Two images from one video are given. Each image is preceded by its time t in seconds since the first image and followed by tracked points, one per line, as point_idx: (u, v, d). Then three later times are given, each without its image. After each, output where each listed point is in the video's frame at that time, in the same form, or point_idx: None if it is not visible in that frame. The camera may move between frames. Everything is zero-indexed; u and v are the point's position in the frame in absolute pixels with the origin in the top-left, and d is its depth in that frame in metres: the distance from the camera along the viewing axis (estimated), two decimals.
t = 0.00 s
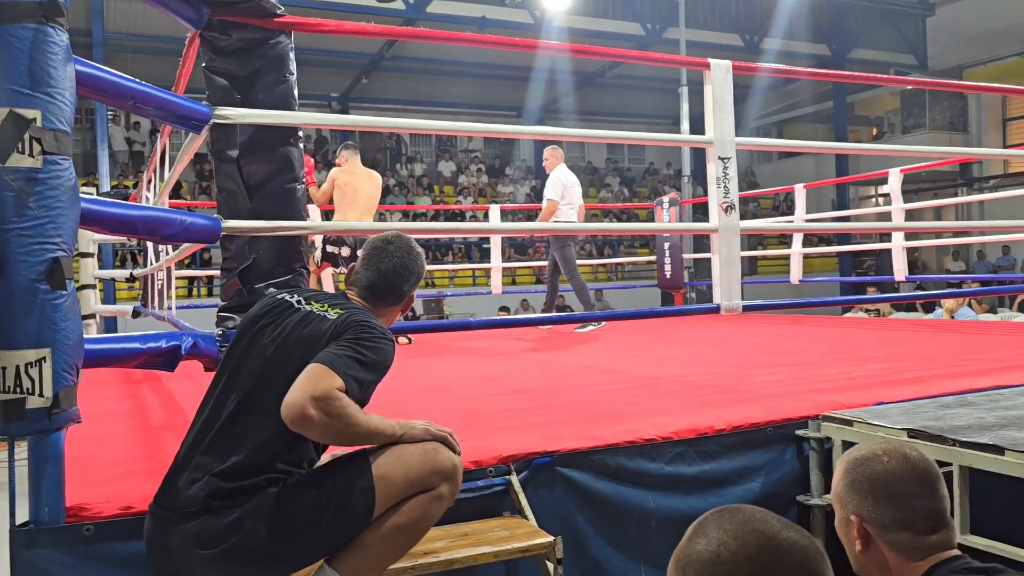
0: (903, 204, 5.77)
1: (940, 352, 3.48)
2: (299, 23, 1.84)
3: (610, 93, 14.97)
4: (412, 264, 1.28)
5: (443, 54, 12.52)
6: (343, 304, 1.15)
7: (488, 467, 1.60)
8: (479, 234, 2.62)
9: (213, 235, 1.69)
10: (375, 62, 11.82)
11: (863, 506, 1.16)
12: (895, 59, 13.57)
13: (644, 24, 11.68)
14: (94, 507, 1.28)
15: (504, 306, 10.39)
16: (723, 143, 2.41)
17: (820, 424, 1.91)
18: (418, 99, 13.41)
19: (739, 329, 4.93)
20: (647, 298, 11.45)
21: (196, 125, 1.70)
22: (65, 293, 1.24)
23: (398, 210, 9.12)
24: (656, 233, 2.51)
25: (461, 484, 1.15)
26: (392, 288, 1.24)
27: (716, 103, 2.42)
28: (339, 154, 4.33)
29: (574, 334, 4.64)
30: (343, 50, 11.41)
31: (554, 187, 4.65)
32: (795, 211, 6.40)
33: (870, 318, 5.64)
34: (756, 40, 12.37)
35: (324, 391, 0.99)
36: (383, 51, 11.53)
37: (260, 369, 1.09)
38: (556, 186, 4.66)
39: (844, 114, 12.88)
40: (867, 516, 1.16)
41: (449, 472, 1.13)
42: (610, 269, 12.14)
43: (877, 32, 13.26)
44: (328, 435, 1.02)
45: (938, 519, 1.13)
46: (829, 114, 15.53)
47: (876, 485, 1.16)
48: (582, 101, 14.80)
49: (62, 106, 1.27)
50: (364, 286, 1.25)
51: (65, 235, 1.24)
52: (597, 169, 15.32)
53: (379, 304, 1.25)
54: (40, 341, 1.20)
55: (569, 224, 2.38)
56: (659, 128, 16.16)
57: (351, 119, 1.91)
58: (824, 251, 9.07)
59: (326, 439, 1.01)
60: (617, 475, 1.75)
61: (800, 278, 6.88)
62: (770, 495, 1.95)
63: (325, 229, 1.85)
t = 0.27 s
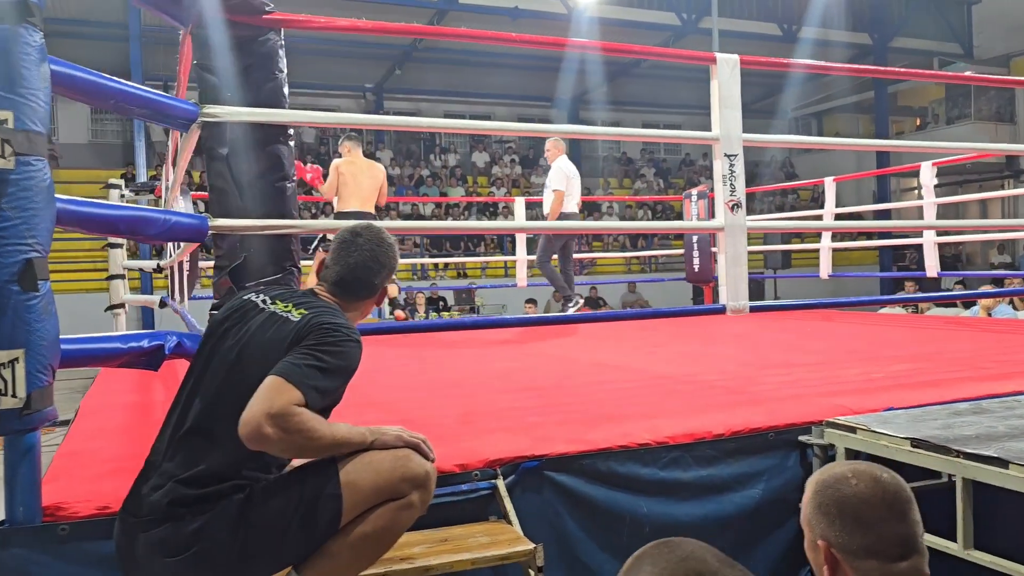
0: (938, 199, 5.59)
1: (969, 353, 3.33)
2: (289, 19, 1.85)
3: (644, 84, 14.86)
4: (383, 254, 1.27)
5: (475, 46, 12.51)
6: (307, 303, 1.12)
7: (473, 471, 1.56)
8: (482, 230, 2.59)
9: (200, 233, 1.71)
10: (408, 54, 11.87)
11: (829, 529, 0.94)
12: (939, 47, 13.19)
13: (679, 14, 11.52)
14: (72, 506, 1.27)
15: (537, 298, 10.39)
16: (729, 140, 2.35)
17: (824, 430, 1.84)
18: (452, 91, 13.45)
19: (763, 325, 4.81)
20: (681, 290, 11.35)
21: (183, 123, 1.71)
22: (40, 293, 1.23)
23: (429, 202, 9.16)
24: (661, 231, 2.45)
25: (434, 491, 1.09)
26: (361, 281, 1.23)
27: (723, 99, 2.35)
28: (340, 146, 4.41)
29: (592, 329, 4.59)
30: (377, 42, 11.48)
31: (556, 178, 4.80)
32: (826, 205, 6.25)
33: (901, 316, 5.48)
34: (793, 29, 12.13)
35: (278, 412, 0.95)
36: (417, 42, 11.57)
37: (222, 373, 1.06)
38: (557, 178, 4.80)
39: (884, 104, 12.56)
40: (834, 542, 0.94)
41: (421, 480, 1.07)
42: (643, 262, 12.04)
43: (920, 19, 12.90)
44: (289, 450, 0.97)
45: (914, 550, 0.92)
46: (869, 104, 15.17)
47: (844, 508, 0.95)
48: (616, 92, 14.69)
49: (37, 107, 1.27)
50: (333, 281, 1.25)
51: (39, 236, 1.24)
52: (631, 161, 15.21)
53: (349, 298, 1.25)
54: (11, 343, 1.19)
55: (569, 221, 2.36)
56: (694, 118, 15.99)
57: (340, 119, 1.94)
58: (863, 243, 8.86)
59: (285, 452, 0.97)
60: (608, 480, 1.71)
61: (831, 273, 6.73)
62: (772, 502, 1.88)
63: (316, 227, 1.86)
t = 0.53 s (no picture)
0: (976, 193, 5.43)
1: (996, 352, 3.22)
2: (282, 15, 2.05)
3: (684, 77, 14.71)
4: (357, 244, 1.28)
5: (514, 41, 12.53)
6: (274, 297, 1.15)
7: (461, 466, 1.56)
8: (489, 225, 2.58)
9: (194, 229, 1.75)
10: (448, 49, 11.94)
11: (779, 533, 0.92)
12: (992, 37, 12.77)
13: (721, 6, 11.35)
14: (61, 495, 1.30)
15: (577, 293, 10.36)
16: (737, 134, 2.30)
17: (825, 430, 1.80)
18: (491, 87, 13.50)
19: (788, 321, 4.72)
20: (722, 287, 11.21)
21: (179, 120, 1.74)
22: (29, 286, 1.26)
23: (465, 197, 9.21)
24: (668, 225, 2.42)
25: (400, 486, 1.12)
26: (334, 273, 1.24)
27: (732, 91, 2.30)
28: (347, 159, 4.79)
29: (612, 323, 4.56)
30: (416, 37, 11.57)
31: (564, 178, 5.04)
32: (861, 201, 6.10)
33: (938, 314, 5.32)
34: (838, 19, 11.87)
35: (236, 404, 0.98)
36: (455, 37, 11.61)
37: (192, 366, 1.09)
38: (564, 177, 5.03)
39: (933, 96, 12.21)
40: (785, 546, 0.92)
41: (387, 474, 1.10)
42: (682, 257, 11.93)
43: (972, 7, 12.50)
44: (249, 441, 1.01)
45: (862, 555, 0.90)
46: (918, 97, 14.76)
47: (796, 513, 0.92)
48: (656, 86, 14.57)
49: (28, 103, 1.29)
50: (306, 273, 1.26)
51: (29, 231, 1.27)
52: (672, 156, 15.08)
53: (323, 290, 1.26)
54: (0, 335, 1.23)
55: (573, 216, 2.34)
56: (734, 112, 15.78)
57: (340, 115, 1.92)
58: (909, 239, 8.63)
59: (246, 444, 1.01)
60: (599, 477, 1.69)
61: (865, 270, 6.58)
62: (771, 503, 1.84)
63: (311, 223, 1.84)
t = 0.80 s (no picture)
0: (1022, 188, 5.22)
1: None
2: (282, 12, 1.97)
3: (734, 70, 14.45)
4: (338, 237, 1.27)
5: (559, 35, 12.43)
6: (249, 286, 1.16)
7: (445, 458, 1.58)
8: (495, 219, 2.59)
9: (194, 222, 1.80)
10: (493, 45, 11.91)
11: (712, 528, 0.98)
12: None
13: None
14: (55, 478, 1.36)
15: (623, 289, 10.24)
16: (741, 126, 2.26)
17: (819, 428, 1.76)
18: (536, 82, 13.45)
19: (819, 317, 4.61)
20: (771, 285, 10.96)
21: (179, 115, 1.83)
22: (23, 278, 1.32)
23: (509, 193, 9.19)
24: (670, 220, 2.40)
25: (367, 473, 1.13)
26: (314, 265, 1.23)
27: (735, 84, 2.26)
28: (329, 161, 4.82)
29: (635, 317, 4.53)
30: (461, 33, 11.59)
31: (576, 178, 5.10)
32: (903, 195, 5.91)
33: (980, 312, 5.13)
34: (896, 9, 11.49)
35: (201, 387, 0.99)
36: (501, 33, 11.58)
37: (169, 355, 1.12)
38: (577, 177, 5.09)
39: (994, 88, 11.73)
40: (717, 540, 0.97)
41: (352, 461, 1.11)
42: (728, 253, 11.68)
43: None
44: (214, 425, 1.02)
45: (792, 547, 0.93)
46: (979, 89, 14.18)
47: (727, 503, 0.97)
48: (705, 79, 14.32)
49: (23, 101, 1.34)
50: (286, 266, 1.25)
51: (24, 225, 1.33)
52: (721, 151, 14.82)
53: (302, 282, 1.25)
54: None
55: (575, 211, 2.34)
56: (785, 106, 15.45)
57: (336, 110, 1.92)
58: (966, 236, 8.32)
59: (211, 428, 1.02)
60: (586, 472, 1.69)
61: (906, 267, 6.38)
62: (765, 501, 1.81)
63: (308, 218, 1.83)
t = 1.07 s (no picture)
0: None
1: None
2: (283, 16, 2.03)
3: (784, 62, 14.19)
4: (331, 241, 1.29)
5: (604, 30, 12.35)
6: (240, 288, 1.19)
7: (438, 454, 1.59)
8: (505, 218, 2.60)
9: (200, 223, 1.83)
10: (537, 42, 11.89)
11: (655, 530, 0.88)
12: None
13: None
14: (60, 469, 1.43)
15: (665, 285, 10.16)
16: (747, 123, 2.24)
17: (820, 429, 1.74)
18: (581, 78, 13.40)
19: (851, 314, 4.50)
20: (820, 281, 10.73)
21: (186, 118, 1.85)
22: (29, 277, 1.38)
23: (553, 187, 9.18)
24: (677, 218, 2.39)
25: (349, 469, 1.15)
26: (305, 268, 1.25)
27: (740, 81, 2.24)
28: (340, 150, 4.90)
29: (659, 313, 4.49)
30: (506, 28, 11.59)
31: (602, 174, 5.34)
32: (944, 189, 5.75)
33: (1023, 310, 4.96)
34: None
35: (183, 384, 1.02)
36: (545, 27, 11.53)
37: (161, 352, 1.15)
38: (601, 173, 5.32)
39: None
40: (660, 543, 0.87)
41: (333, 457, 1.13)
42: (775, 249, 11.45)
43: None
44: (196, 420, 1.05)
45: (731, 554, 0.84)
46: None
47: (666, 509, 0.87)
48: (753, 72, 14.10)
49: (28, 108, 1.40)
50: (279, 267, 1.27)
51: (30, 226, 1.38)
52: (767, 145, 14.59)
53: (294, 284, 1.27)
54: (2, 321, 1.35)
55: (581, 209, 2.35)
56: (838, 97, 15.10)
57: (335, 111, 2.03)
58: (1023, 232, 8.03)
59: (194, 423, 1.05)
60: (580, 470, 1.69)
61: (950, 263, 6.20)
62: (765, 502, 1.79)
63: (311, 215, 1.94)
